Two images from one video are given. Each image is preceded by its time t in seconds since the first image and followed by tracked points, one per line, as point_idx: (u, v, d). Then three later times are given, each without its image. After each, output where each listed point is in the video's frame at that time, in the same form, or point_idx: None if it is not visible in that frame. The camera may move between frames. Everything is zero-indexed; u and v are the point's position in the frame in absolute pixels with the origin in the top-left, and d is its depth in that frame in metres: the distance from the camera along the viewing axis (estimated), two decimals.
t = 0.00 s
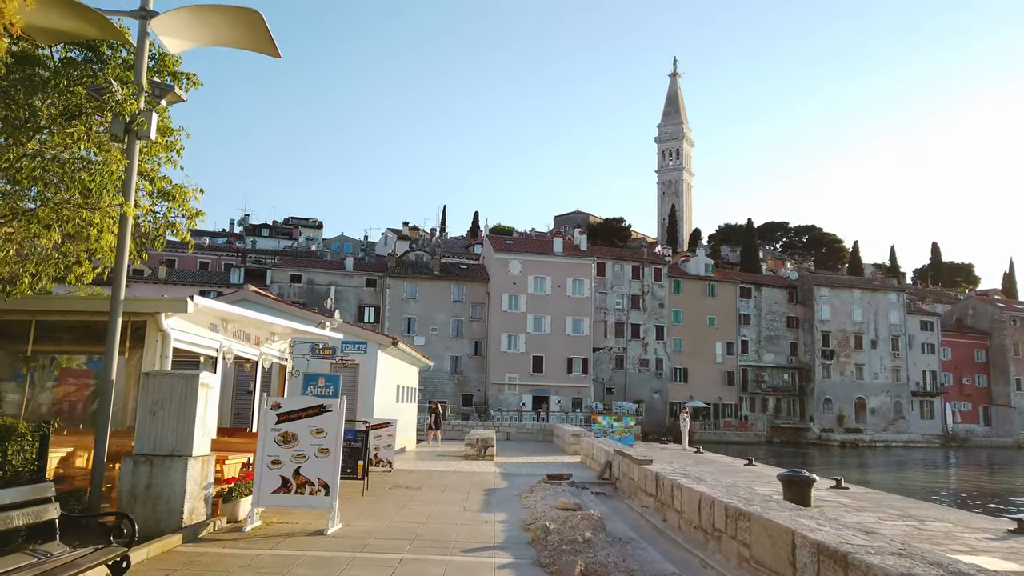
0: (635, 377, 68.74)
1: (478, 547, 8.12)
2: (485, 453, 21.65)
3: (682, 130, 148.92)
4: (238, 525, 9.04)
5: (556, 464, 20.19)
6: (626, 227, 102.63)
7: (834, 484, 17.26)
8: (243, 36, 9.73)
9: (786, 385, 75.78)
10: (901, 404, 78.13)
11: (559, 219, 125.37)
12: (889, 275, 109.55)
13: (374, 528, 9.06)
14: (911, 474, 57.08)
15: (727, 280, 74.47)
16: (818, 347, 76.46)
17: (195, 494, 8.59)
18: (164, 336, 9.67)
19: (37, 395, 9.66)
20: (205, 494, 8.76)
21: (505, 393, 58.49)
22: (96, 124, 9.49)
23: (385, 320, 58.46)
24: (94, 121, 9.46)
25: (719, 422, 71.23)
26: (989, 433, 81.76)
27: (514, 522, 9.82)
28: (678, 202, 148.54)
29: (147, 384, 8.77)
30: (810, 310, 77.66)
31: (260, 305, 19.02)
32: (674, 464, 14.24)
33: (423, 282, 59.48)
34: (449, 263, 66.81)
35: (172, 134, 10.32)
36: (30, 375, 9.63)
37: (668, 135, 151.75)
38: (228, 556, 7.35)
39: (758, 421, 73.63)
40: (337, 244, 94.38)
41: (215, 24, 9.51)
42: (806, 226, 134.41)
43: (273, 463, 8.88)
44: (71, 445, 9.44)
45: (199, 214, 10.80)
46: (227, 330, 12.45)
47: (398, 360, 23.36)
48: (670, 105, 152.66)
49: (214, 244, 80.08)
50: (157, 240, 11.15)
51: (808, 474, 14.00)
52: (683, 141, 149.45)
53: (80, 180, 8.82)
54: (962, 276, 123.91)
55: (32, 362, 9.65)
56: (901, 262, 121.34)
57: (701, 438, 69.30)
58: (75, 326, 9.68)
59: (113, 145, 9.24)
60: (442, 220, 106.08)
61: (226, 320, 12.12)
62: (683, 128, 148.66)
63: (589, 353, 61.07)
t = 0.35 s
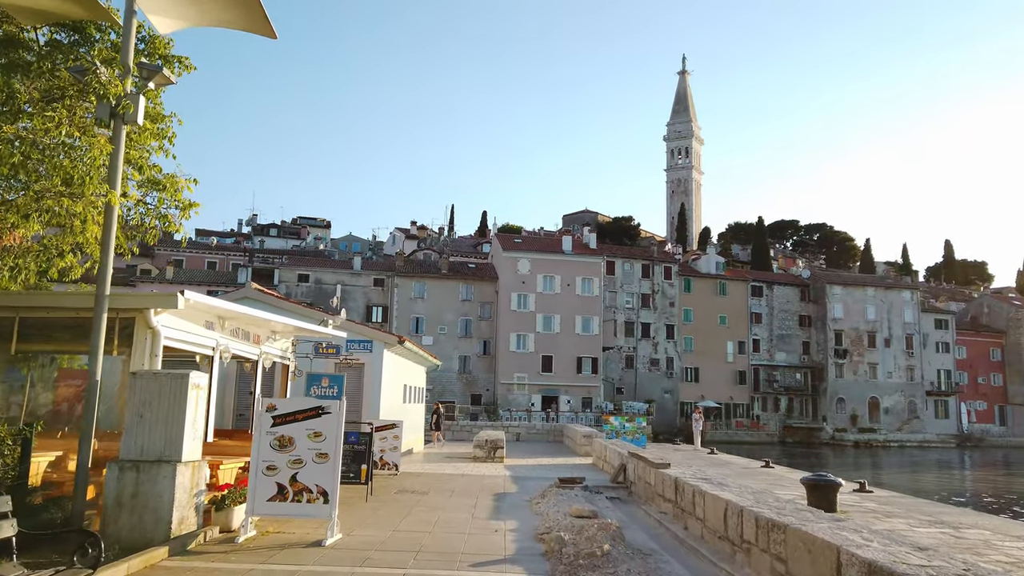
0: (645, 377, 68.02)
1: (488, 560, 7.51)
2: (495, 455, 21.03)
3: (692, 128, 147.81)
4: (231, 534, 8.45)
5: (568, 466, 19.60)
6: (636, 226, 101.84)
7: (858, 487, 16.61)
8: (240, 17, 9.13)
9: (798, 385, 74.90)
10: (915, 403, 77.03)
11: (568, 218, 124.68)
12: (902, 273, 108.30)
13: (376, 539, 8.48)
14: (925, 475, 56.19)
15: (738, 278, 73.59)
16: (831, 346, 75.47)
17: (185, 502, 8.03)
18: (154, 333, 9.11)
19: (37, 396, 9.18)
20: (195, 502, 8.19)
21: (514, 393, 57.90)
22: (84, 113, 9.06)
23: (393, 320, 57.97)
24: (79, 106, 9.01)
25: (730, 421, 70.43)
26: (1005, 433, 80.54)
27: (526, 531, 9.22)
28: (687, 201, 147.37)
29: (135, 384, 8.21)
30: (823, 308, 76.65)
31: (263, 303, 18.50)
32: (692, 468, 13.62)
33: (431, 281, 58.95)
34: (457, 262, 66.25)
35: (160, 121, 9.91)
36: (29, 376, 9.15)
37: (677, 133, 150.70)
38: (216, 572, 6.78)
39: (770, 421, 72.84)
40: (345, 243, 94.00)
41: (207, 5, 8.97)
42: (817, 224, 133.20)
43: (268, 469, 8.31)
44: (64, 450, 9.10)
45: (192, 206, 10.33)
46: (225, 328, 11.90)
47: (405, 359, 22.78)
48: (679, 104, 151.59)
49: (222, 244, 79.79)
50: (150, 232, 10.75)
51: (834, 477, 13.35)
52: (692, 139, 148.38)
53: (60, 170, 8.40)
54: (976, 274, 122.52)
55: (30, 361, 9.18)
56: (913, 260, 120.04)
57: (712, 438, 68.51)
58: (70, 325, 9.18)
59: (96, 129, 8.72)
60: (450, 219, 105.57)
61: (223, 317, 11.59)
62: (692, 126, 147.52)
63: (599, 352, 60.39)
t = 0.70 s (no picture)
0: (656, 376, 67.31)
1: (504, 571, 6.98)
2: (505, 455, 20.45)
3: (701, 126, 146.73)
4: (226, 541, 7.90)
5: (581, 467, 19.01)
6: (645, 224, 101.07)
7: (885, 489, 15.94)
8: None
9: (811, 384, 73.99)
10: (930, 403, 75.99)
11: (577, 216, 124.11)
12: (915, 271, 107.01)
13: (381, 547, 7.91)
14: (941, 475, 55.31)
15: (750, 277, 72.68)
16: (844, 345, 74.46)
17: (177, 507, 7.48)
18: (146, 327, 8.50)
19: (40, 394, 8.72)
20: (188, 507, 7.64)
21: (524, 393, 57.31)
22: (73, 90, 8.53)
23: (401, 319, 57.49)
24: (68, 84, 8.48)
25: (743, 421, 69.60)
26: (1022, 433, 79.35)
27: (543, 538, 8.65)
28: (697, 199, 146.26)
29: (123, 381, 7.65)
30: (836, 307, 75.62)
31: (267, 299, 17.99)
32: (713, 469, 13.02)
33: (440, 280, 58.48)
34: (466, 261, 65.69)
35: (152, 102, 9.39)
36: (29, 374, 8.68)
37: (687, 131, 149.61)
38: None
39: (783, 421, 71.98)
40: (353, 242, 93.65)
41: None
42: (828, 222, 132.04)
43: (266, 471, 7.74)
44: (56, 450, 8.69)
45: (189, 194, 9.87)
46: (225, 323, 11.35)
47: (413, 357, 22.22)
48: (689, 102, 150.51)
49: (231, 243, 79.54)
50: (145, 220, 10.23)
51: (862, 480, 12.73)
52: (702, 137, 147.30)
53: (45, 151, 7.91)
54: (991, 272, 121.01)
55: (33, 360, 8.71)
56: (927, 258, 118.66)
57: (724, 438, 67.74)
58: (64, 319, 8.67)
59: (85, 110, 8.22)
60: (458, 218, 105.07)
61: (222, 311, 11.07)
62: (702, 124, 146.42)
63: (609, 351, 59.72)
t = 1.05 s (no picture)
0: (667, 376, 66.57)
1: None
2: (516, 457, 19.88)
3: (711, 124, 145.67)
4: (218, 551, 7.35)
5: (595, 470, 18.40)
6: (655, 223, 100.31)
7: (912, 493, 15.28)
8: None
9: (824, 384, 73.07)
10: (945, 402, 74.93)
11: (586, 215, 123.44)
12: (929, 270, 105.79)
13: (385, 557, 7.36)
14: (957, 476, 54.42)
15: (762, 275, 71.78)
16: (858, 344, 73.46)
17: (164, 515, 6.95)
18: (133, 322, 7.99)
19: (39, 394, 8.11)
20: (176, 516, 7.10)
21: (533, 393, 56.71)
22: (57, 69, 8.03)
23: (410, 319, 56.97)
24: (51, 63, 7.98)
25: (755, 421, 68.75)
26: None
27: (558, 548, 8.07)
28: (707, 198, 145.20)
29: (106, 379, 7.10)
30: (849, 305, 74.63)
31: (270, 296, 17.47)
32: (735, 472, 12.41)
33: (448, 279, 57.96)
34: (475, 260, 65.22)
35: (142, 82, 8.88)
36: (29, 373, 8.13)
37: (696, 130, 148.55)
38: None
39: (795, 421, 71.07)
40: (362, 242, 93.31)
41: None
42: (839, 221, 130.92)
43: (260, 476, 7.19)
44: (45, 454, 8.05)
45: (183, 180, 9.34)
46: (222, 319, 10.80)
47: (421, 356, 21.67)
48: (699, 100, 149.44)
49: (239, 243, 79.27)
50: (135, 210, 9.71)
51: (892, 483, 12.09)
52: (712, 136, 146.23)
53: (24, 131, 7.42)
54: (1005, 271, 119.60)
55: (33, 359, 8.19)
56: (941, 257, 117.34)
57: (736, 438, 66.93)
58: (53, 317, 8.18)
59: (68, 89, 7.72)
60: (467, 216, 104.50)
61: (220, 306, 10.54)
62: (711, 123, 145.37)
63: (619, 350, 59.04)
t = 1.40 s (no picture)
0: (678, 378, 65.79)
1: None
2: (527, 461, 19.27)
3: (721, 125, 144.68)
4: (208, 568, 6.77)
5: (609, 475, 17.77)
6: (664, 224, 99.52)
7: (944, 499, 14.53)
8: None
9: (838, 386, 72.13)
10: (961, 404, 73.79)
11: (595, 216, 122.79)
12: (942, 270, 104.53)
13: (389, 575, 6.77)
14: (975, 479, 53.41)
15: (774, 275, 70.84)
16: (872, 345, 72.42)
17: (150, 530, 6.38)
18: (119, 320, 7.45)
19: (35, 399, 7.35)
20: (163, 530, 6.52)
21: (543, 395, 56.14)
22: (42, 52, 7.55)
23: (418, 321, 56.47)
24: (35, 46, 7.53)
25: (767, 424, 67.91)
26: None
27: (576, 563, 7.47)
28: (716, 199, 144.16)
29: (88, 382, 6.55)
30: (863, 306, 73.61)
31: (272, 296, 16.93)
32: (761, 479, 11.75)
33: (457, 280, 57.41)
34: (484, 261, 64.64)
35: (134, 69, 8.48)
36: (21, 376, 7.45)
37: (706, 130, 147.55)
38: None
39: (809, 423, 70.10)
40: (371, 243, 92.96)
41: None
42: (851, 221, 129.78)
43: (254, 487, 6.63)
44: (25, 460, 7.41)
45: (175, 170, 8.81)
46: (219, 317, 10.26)
47: (429, 357, 21.08)
48: (708, 100, 148.41)
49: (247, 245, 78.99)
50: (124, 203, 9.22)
51: (928, 490, 11.40)
52: (721, 136, 145.22)
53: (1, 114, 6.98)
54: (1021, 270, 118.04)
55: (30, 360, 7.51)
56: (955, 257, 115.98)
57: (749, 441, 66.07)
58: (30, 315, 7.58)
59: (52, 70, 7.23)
60: (475, 218, 103.96)
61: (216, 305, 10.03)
62: (721, 123, 144.40)
63: (630, 352, 58.32)
